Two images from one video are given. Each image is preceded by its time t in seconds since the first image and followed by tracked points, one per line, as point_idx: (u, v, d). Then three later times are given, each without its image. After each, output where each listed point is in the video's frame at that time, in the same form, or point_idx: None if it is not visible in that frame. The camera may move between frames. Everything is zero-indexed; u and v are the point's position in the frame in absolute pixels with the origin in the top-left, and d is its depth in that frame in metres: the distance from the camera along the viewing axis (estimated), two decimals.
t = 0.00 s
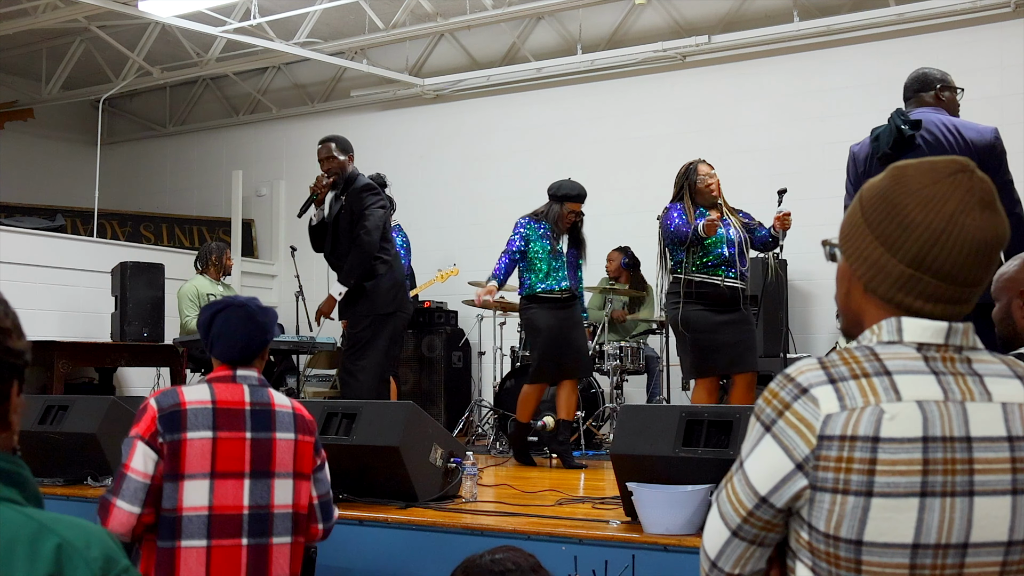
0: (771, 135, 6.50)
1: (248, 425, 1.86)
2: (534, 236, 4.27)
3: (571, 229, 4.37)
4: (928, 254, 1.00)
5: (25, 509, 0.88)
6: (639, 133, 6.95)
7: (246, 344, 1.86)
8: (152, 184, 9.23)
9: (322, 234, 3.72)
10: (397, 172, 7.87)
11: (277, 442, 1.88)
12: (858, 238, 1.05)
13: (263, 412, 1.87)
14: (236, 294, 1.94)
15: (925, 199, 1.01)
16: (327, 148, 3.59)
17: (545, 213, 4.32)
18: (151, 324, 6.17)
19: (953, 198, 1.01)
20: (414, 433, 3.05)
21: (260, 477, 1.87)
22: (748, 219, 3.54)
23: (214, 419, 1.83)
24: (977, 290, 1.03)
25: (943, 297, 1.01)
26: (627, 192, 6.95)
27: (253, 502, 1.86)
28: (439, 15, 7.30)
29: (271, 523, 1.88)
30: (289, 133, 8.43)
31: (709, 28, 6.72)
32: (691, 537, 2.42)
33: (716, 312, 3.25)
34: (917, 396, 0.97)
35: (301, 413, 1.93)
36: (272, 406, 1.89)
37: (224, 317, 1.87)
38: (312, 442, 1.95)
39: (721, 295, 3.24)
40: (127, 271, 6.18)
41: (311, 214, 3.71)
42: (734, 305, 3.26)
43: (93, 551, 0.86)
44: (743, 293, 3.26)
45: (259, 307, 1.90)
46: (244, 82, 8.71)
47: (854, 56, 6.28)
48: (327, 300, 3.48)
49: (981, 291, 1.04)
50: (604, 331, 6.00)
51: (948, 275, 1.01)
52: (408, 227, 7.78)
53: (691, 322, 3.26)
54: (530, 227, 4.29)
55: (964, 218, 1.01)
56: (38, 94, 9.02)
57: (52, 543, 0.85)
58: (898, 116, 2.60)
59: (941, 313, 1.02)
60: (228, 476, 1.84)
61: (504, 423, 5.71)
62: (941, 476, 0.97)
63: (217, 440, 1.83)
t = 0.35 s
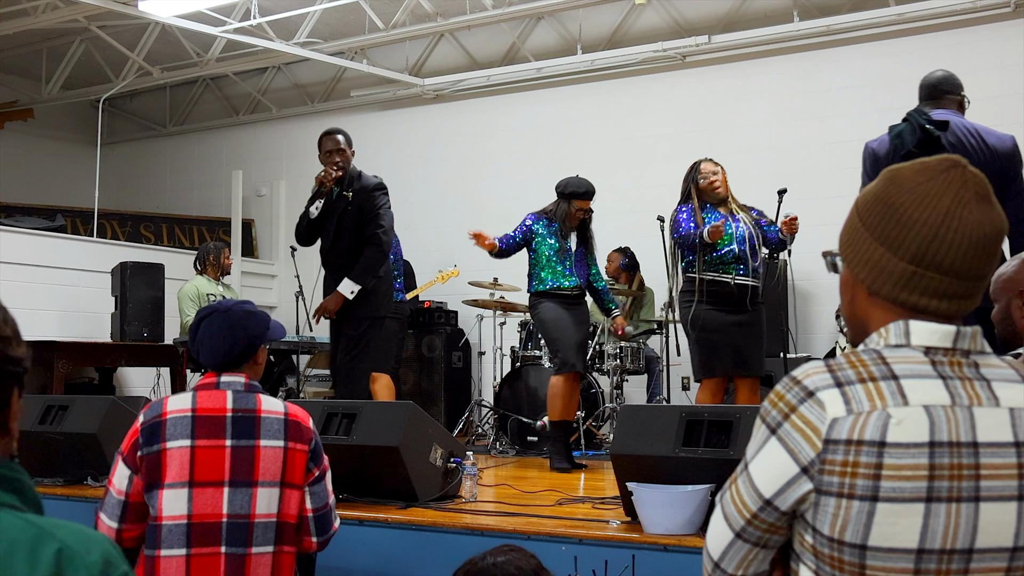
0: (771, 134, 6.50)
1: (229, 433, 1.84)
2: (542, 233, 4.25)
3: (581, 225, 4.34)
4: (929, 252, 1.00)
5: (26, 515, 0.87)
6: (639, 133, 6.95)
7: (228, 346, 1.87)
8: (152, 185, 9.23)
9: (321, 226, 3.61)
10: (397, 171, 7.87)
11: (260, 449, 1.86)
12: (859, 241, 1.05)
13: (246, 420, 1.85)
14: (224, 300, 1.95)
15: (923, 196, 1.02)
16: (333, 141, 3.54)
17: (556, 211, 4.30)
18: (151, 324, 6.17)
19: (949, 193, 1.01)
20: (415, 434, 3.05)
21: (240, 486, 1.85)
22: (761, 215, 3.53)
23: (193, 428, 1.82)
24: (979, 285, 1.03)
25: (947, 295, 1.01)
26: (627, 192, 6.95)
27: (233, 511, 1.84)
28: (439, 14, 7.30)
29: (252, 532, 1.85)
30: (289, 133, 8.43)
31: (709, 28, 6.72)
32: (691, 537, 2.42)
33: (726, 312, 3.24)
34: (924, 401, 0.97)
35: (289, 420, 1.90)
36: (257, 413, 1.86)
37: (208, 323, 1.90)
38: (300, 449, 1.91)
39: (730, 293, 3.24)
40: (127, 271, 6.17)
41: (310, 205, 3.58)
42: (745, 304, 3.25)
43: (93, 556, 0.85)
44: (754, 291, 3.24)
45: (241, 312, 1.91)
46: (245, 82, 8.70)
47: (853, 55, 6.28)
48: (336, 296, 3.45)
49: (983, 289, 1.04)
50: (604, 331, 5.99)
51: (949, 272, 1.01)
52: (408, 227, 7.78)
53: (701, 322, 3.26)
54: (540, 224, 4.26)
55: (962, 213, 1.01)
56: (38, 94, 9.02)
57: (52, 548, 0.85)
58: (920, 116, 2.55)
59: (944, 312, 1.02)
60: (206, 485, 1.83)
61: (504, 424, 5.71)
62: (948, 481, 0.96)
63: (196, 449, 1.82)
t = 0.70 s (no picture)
0: (771, 134, 6.50)
1: (206, 428, 1.82)
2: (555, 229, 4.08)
3: (592, 225, 4.19)
4: (936, 255, 1.00)
5: (26, 508, 0.88)
6: (639, 133, 6.95)
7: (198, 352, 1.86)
8: (153, 184, 9.23)
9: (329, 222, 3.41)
10: (397, 172, 7.87)
11: (239, 442, 1.83)
12: (868, 240, 1.05)
13: (223, 413, 1.83)
14: (208, 297, 1.94)
15: (934, 200, 1.01)
16: (344, 134, 3.40)
17: (571, 208, 4.13)
18: (151, 324, 6.17)
19: (962, 198, 1.01)
20: (414, 434, 3.05)
21: (221, 480, 1.83)
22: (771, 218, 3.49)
23: (174, 426, 1.84)
24: (987, 291, 1.03)
25: (950, 299, 1.01)
26: (627, 192, 6.95)
27: (218, 505, 1.83)
28: (439, 14, 7.29)
29: (238, 525, 1.83)
30: (289, 134, 8.43)
31: (709, 28, 6.72)
32: (691, 537, 2.42)
33: (725, 316, 3.25)
34: (921, 400, 0.97)
35: (269, 409, 1.85)
36: (235, 405, 1.83)
37: (195, 321, 1.89)
38: (284, 439, 1.85)
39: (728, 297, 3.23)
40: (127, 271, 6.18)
41: (325, 197, 3.36)
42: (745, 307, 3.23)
43: (93, 545, 0.86)
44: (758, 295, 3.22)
45: (226, 310, 1.89)
46: (244, 82, 8.70)
47: (853, 56, 6.28)
48: (359, 288, 3.30)
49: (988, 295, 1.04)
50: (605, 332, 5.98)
51: (955, 277, 1.00)
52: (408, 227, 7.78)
53: (707, 328, 3.26)
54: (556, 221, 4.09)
55: (974, 218, 1.00)
56: (38, 94, 9.02)
57: (52, 541, 0.85)
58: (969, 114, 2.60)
59: (949, 314, 1.02)
60: (191, 481, 1.83)
61: (504, 424, 5.71)
62: (944, 479, 0.96)
63: (178, 446, 1.84)
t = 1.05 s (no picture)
0: (772, 134, 6.50)
1: (184, 434, 1.83)
2: (567, 224, 4.02)
3: (602, 221, 4.14)
4: (935, 253, 1.00)
5: (21, 504, 0.88)
6: (640, 133, 6.95)
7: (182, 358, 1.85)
8: (152, 185, 9.23)
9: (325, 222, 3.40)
10: (398, 171, 7.87)
11: (214, 449, 1.82)
12: (870, 239, 1.05)
13: (201, 420, 1.83)
14: (189, 301, 1.93)
15: (933, 199, 1.01)
16: (341, 134, 3.39)
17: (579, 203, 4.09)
18: (150, 324, 6.17)
19: (963, 197, 1.01)
20: (414, 433, 3.05)
21: (194, 487, 1.82)
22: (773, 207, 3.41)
23: (152, 431, 1.86)
24: (987, 291, 1.03)
25: (950, 297, 1.01)
26: (628, 191, 6.95)
27: (188, 512, 1.82)
28: (439, 14, 7.29)
29: (209, 532, 1.82)
30: (289, 134, 8.42)
31: (709, 28, 6.71)
32: (691, 537, 2.42)
33: (712, 314, 3.24)
34: (918, 398, 0.97)
35: (248, 417, 1.84)
36: (213, 412, 1.83)
37: (174, 328, 1.89)
38: (260, 448, 1.84)
39: (709, 294, 3.23)
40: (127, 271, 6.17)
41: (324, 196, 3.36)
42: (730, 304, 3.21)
43: (89, 542, 0.87)
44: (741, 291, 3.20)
45: (205, 316, 1.89)
46: (244, 82, 8.70)
47: (854, 56, 6.28)
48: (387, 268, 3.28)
49: (990, 295, 1.04)
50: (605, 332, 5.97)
51: (954, 276, 1.00)
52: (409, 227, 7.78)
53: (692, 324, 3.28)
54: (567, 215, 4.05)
55: (973, 218, 1.00)
56: (38, 94, 9.02)
57: (48, 537, 0.85)
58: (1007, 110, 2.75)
59: (949, 314, 1.01)
60: (165, 487, 1.84)
61: (504, 424, 5.71)
62: (941, 478, 0.96)
63: (155, 451, 1.85)
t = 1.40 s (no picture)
0: (771, 135, 6.50)
1: (188, 447, 1.83)
2: (574, 224, 3.95)
3: (607, 223, 4.06)
4: (926, 252, 1.00)
5: (22, 517, 0.88)
6: (640, 133, 6.95)
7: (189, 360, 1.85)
8: (153, 185, 9.24)
9: (310, 223, 3.41)
10: (398, 171, 7.87)
11: (220, 463, 1.83)
12: (861, 240, 1.05)
13: (206, 433, 1.83)
14: (198, 306, 1.94)
15: (925, 199, 1.01)
16: (326, 135, 3.40)
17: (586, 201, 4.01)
18: (150, 324, 6.17)
19: (951, 197, 1.01)
20: (414, 433, 3.05)
21: (198, 499, 1.82)
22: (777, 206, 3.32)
23: (154, 444, 1.85)
24: (978, 291, 1.03)
25: (944, 297, 1.01)
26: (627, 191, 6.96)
27: (193, 524, 1.82)
28: (439, 14, 7.29)
29: (213, 545, 1.82)
30: (289, 134, 8.42)
31: (709, 28, 6.72)
32: (691, 537, 2.42)
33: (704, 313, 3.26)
34: (916, 397, 0.97)
35: (252, 430, 1.85)
36: (217, 425, 1.83)
37: (181, 331, 1.88)
38: (264, 461, 1.85)
39: (697, 293, 3.28)
40: (127, 271, 6.16)
41: (311, 194, 3.35)
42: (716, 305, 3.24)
43: (89, 557, 0.86)
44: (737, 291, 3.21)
45: (213, 319, 1.89)
46: (244, 82, 8.70)
47: (853, 56, 6.28)
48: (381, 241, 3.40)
49: (983, 293, 1.04)
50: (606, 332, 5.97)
51: (945, 275, 1.00)
52: (408, 227, 7.78)
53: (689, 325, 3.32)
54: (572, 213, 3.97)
55: (962, 217, 1.00)
56: (38, 94, 9.02)
57: (48, 551, 0.85)
58: (1014, 108, 2.73)
59: (942, 313, 1.01)
60: (168, 500, 1.84)
61: (504, 424, 5.71)
62: (940, 477, 0.96)
63: (157, 464, 1.85)
